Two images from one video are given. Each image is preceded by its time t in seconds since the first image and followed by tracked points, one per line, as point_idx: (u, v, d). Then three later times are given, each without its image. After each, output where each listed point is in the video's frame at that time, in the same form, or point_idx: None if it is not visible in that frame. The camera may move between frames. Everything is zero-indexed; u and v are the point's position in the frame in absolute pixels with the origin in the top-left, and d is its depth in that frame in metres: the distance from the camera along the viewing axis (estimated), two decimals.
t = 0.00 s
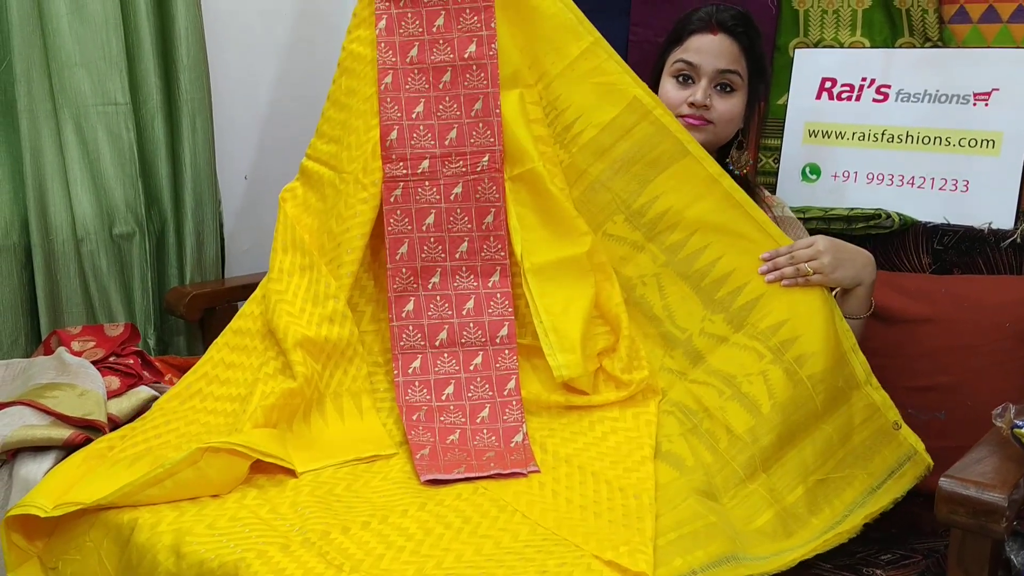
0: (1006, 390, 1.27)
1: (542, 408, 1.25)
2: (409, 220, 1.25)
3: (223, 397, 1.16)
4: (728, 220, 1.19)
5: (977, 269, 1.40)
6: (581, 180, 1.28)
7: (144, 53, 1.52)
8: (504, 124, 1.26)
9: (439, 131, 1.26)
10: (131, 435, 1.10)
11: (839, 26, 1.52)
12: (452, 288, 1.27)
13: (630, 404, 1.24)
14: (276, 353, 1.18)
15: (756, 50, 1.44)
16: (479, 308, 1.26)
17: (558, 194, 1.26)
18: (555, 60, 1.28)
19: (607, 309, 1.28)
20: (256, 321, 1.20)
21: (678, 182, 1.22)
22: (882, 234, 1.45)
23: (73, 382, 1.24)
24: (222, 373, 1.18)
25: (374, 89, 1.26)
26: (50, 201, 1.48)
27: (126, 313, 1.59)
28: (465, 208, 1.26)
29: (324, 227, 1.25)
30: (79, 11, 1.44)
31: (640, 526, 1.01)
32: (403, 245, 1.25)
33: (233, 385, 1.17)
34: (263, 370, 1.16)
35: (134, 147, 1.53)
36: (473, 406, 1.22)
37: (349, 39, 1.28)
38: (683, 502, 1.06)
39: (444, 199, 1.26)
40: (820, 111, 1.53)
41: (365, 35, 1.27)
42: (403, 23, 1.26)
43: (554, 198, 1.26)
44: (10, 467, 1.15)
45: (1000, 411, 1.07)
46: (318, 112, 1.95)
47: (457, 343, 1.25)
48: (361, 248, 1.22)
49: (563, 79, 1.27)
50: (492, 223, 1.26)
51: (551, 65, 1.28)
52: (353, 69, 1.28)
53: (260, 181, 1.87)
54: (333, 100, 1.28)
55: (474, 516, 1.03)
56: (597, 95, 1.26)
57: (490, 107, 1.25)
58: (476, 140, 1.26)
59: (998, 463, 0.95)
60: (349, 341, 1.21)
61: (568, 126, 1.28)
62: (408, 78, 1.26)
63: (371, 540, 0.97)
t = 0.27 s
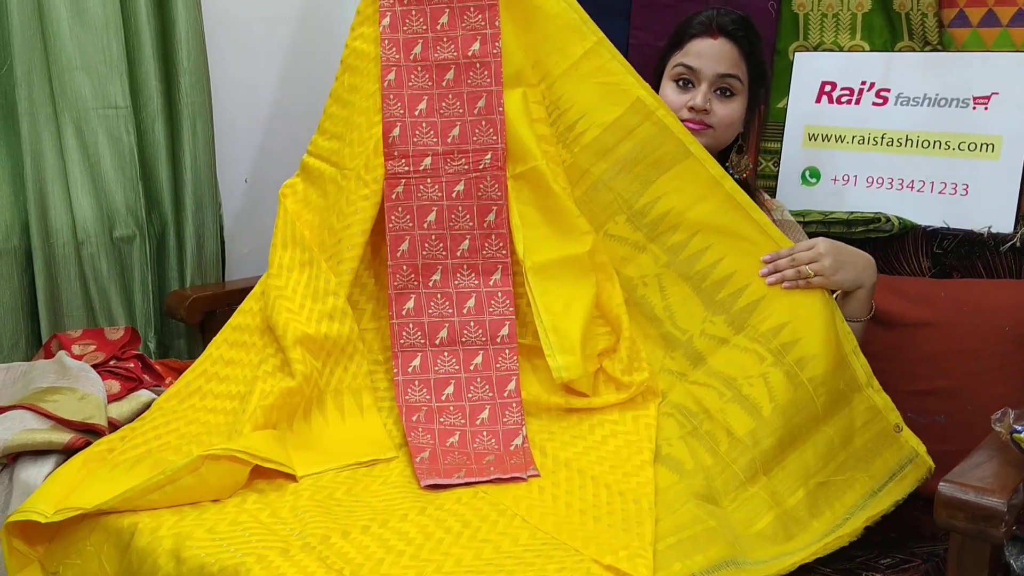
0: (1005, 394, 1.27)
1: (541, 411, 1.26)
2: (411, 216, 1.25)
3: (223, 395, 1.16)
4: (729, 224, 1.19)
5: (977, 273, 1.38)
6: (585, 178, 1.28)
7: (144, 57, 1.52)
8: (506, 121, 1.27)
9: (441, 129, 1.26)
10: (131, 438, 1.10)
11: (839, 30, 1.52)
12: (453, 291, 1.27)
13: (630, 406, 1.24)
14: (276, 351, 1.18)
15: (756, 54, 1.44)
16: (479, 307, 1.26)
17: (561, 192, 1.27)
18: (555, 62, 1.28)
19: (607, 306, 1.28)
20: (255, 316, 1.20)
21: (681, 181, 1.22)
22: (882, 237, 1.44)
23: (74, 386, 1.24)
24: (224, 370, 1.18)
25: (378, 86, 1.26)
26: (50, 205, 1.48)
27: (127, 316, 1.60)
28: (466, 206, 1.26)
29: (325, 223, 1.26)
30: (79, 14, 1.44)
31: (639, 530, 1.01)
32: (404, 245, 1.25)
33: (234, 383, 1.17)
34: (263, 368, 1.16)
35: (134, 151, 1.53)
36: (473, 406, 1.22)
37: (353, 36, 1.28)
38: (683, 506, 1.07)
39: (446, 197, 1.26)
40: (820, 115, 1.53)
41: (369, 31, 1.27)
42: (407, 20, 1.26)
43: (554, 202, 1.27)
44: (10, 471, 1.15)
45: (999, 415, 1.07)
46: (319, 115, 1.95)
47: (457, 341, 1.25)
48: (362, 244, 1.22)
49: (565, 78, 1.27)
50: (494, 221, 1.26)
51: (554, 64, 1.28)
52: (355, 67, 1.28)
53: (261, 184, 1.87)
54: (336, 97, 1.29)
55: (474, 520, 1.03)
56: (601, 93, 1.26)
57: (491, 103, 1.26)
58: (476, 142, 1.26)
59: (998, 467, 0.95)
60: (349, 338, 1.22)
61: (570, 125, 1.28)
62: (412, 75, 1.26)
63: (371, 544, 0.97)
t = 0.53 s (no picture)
0: (1005, 395, 1.27)
1: (541, 410, 1.26)
2: (411, 211, 1.25)
3: (222, 391, 1.16)
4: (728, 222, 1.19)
5: (977, 274, 1.38)
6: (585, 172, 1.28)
7: (144, 58, 1.53)
8: (509, 117, 1.27)
9: (443, 123, 1.26)
10: (130, 437, 1.11)
11: (839, 30, 1.52)
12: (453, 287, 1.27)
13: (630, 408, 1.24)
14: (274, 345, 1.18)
15: (757, 55, 1.44)
16: (480, 303, 1.26)
17: (563, 188, 1.27)
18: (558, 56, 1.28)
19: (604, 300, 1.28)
20: (254, 310, 1.20)
21: (683, 179, 1.22)
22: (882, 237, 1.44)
23: (74, 386, 1.24)
24: (224, 363, 1.18)
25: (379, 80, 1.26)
26: (50, 206, 1.48)
27: (127, 316, 1.60)
28: (467, 200, 1.26)
29: (325, 217, 1.26)
30: (79, 15, 1.44)
31: (639, 531, 1.01)
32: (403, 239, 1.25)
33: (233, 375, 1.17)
34: (262, 362, 1.16)
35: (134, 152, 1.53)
36: (473, 404, 1.22)
37: (356, 30, 1.28)
38: (682, 507, 1.07)
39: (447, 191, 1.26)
40: (819, 115, 1.53)
41: (372, 26, 1.27)
42: (409, 14, 1.26)
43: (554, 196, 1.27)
44: (9, 472, 1.15)
45: (999, 416, 1.07)
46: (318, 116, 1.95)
47: (457, 338, 1.25)
48: (362, 239, 1.22)
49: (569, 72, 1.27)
50: (495, 217, 1.26)
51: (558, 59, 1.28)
52: (358, 60, 1.28)
53: (261, 185, 1.87)
54: (337, 90, 1.29)
55: (473, 521, 1.03)
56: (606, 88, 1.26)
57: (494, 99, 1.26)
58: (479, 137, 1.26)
59: (998, 468, 0.95)
60: (348, 333, 1.22)
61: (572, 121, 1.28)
62: (414, 70, 1.26)
63: (371, 545, 0.97)
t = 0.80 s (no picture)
0: (1008, 396, 1.27)
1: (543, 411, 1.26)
2: (414, 218, 1.26)
3: (226, 397, 1.16)
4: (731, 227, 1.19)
5: (980, 275, 1.39)
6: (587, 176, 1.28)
7: (146, 59, 1.53)
8: (511, 123, 1.27)
9: (445, 129, 1.26)
10: (131, 438, 1.10)
11: (841, 31, 1.52)
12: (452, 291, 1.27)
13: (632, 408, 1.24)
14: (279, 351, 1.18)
15: (762, 59, 1.44)
16: (482, 309, 1.26)
17: (565, 194, 1.27)
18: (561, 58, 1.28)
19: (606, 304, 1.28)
20: (259, 318, 1.20)
21: (685, 184, 1.22)
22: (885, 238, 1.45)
23: (77, 387, 1.25)
24: (229, 368, 1.18)
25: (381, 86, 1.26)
26: (53, 207, 1.48)
27: (130, 316, 1.60)
28: (467, 205, 1.26)
29: (328, 224, 1.26)
30: (82, 16, 1.44)
31: (642, 531, 1.01)
32: (404, 244, 1.26)
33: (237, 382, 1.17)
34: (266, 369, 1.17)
35: (137, 153, 1.54)
36: (476, 409, 1.22)
37: (357, 34, 1.28)
38: (685, 508, 1.06)
39: (447, 196, 1.26)
40: (822, 116, 1.53)
41: (373, 30, 1.27)
42: (411, 19, 1.26)
43: (555, 201, 1.27)
44: (14, 472, 1.16)
45: (1001, 417, 1.07)
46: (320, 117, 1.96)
47: (459, 344, 1.26)
48: (365, 246, 1.22)
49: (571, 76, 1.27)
50: (498, 223, 1.27)
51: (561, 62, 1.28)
52: (359, 65, 1.28)
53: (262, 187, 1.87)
54: (339, 95, 1.29)
55: (477, 521, 1.03)
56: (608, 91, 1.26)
57: (495, 104, 1.26)
58: (480, 143, 1.26)
59: (1000, 469, 0.95)
60: (351, 340, 1.22)
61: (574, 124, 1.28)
62: (415, 75, 1.26)
63: (374, 545, 0.97)
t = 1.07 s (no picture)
0: (1007, 396, 1.26)
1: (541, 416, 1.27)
2: (414, 259, 1.26)
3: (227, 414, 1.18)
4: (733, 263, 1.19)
5: (981, 275, 1.38)
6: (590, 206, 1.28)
7: (146, 59, 1.53)
8: (511, 164, 1.27)
9: (445, 169, 1.26)
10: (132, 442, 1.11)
11: (841, 31, 1.52)
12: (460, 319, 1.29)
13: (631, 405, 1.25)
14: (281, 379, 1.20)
15: (768, 65, 1.43)
16: (482, 347, 1.28)
17: (565, 234, 1.27)
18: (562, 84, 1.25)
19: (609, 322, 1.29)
20: (261, 351, 1.21)
21: (690, 219, 1.21)
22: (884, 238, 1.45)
23: (76, 386, 1.24)
24: (234, 389, 1.19)
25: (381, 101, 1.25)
26: (53, 207, 1.48)
27: (129, 317, 1.60)
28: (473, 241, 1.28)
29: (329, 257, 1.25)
30: (82, 16, 1.44)
31: (641, 533, 1.01)
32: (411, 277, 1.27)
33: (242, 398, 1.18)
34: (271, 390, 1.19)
35: (136, 152, 1.54)
36: (477, 420, 1.24)
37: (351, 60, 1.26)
38: (684, 515, 1.08)
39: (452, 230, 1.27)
40: (823, 116, 1.53)
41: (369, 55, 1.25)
42: (409, 53, 1.24)
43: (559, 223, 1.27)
44: (12, 472, 1.16)
45: (1001, 417, 1.07)
46: (320, 119, 1.97)
47: (461, 381, 1.27)
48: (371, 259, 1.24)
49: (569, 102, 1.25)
50: (498, 264, 1.28)
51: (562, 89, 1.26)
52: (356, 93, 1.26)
53: (262, 187, 1.87)
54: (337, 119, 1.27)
55: (475, 522, 1.03)
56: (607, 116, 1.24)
57: (494, 139, 1.26)
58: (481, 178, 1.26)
59: (1001, 468, 0.95)
60: (353, 376, 1.24)
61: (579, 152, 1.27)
62: (415, 113, 1.25)
63: (371, 546, 0.97)
